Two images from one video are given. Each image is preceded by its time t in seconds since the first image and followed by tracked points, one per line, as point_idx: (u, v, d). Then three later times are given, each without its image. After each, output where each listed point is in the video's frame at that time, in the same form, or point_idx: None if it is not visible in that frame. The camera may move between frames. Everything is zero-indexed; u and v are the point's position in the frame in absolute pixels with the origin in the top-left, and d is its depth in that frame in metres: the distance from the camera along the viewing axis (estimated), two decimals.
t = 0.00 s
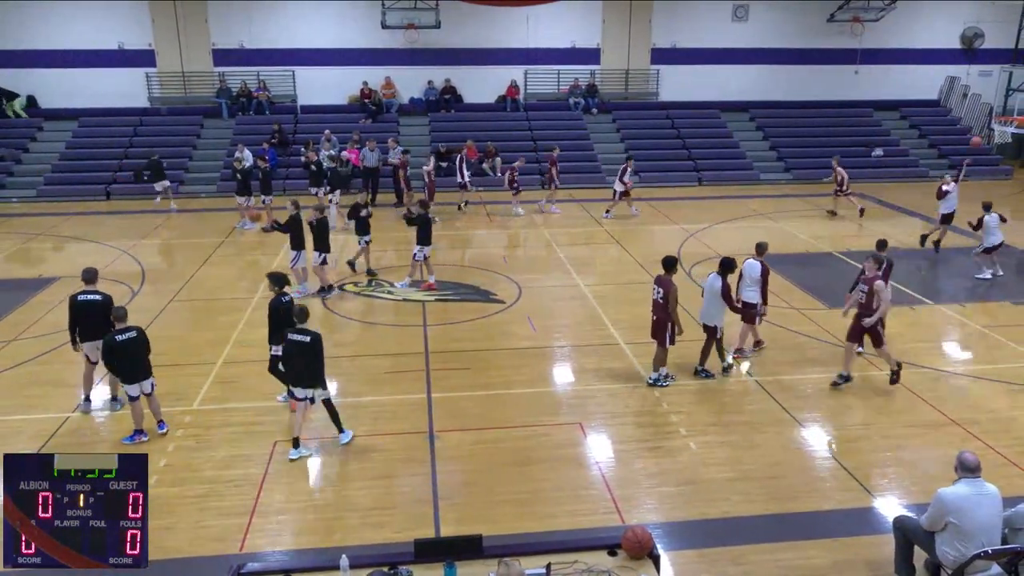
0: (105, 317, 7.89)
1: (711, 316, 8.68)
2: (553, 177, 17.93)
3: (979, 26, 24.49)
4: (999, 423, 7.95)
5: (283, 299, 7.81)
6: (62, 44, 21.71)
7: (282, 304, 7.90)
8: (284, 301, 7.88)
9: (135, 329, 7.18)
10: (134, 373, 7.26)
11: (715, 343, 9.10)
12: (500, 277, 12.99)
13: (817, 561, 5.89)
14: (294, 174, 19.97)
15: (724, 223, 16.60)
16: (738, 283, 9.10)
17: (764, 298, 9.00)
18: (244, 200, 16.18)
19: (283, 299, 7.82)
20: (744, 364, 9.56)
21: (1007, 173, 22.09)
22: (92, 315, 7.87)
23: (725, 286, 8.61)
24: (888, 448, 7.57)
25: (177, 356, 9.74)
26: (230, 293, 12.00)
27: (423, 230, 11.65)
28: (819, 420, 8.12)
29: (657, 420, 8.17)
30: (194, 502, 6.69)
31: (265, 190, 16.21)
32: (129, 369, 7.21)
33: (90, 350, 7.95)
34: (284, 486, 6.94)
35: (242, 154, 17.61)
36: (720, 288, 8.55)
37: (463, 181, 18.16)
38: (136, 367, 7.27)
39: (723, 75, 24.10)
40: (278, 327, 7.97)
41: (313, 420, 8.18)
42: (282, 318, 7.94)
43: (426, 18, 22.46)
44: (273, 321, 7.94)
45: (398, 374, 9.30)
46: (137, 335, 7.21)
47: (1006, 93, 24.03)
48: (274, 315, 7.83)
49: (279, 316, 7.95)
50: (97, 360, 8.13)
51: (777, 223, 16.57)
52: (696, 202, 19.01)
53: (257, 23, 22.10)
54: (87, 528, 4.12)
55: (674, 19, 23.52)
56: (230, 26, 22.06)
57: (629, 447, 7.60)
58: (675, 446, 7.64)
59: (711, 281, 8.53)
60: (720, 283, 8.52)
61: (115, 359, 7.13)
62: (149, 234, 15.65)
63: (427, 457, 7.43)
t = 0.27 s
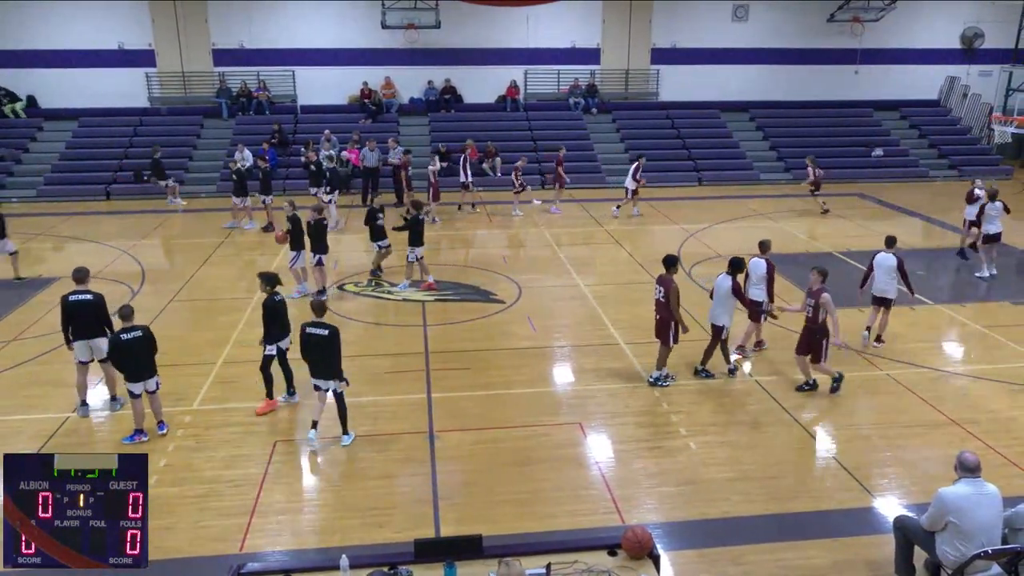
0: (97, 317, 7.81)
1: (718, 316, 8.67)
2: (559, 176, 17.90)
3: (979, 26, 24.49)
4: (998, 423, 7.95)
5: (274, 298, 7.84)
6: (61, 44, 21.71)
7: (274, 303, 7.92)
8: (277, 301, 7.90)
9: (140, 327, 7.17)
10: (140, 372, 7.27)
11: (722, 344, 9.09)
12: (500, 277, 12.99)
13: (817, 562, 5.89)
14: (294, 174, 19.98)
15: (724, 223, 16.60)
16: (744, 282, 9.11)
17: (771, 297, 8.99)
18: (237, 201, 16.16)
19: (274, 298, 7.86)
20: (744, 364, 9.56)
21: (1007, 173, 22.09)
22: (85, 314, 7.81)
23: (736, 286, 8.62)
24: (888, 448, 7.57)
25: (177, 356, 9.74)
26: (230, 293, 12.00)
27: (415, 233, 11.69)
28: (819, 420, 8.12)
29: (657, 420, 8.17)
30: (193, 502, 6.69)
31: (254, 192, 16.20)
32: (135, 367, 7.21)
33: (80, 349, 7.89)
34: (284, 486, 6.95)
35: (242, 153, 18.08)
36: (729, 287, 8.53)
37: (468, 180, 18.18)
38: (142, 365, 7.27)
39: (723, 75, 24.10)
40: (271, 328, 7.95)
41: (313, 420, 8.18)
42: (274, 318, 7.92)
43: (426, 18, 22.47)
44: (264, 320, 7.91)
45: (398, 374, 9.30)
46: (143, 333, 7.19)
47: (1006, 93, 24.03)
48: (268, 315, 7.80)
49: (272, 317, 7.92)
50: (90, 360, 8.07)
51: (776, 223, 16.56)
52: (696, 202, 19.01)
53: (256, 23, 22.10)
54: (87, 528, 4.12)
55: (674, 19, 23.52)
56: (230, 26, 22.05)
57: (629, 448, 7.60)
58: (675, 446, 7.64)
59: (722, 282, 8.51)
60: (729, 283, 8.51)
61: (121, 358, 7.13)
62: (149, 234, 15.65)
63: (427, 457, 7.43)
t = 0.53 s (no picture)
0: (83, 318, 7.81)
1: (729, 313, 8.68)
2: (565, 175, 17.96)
3: (978, 26, 24.50)
4: (998, 423, 7.95)
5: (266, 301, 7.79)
6: (60, 45, 21.70)
7: (263, 307, 7.86)
8: (267, 304, 7.85)
9: (151, 326, 7.18)
10: (146, 371, 7.26)
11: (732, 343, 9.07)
12: (500, 277, 12.99)
13: (817, 562, 5.89)
14: (294, 174, 19.97)
15: (724, 223, 16.60)
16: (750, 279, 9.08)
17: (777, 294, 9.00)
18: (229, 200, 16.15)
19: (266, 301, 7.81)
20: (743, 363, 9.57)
21: (1006, 173, 22.09)
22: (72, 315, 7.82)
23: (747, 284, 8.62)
24: (888, 448, 7.57)
25: (177, 356, 9.74)
26: (230, 293, 12.01)
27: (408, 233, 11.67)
28: (818, 420, 8.13)
29: (657, 420, 8.17)
30: (193, 502, 6.69)
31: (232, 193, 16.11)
32: (140, 364, 7.20)
33: (71, 350, 7.92)
34: (284, 486, 6.95)
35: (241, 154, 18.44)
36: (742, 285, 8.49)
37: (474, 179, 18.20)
38: (150, 363, 7.27)
39: (723, 75, 24.09)
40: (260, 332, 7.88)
41: (313, 420, 8.18)
42: (263, 322, 7.86)
43: (425, 18, 22.47)
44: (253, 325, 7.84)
45: (398, 374, 9.30)
46: (152, 333, 7.20)
47: (1006, 93, 24.04)
48: (258, 318, 7.74)
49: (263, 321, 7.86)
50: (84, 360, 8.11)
51: (776, 224, 16.57)
52: (695, 202, 19.02)
53: (256, 23, 22.09)
54: (88, 528, 4.11)
55: (674, 19, 23.51)
56: (230, 26, 22.05)
57: (629, 448, 7.60)
58: (674, 446, 7.64)
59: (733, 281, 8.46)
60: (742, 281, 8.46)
61: (126, 358, 7.14)
62: (149, 234, 15.66)
63: (427, 457, 7.43)
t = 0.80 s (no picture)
0: (71, 318, 7.84)
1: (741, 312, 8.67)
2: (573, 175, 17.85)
3: (978, 26, 24.52)
4: (998, 423, 7.95)
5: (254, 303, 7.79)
6: (60, 45, 21.70)
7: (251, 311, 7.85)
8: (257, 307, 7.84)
9: (158, 325, 7.19)
10: (153, 370, 7.27)
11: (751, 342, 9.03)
12: (500, 277, 12.99)
13: (816, 562, 5.89)
14: (294, 174, 19.98)
15: (724, 223, 16.61)
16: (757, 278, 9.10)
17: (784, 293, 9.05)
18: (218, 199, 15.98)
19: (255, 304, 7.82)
20: (742, 363, 9.58)
21: (1006, 173, 22.10)
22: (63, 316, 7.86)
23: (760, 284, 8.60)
24: (888, 448, 7.57)
25: (177, 356, 9.74)
26: (231, 293, 12.01)
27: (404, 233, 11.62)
28: (818, 420, 8.13)
29: (657, 420, 8.17)
30: (193, 502, 6.69)
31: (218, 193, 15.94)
32: (145, 364, 7.21)
33: (63, 351, 7.92)
34: (283, 486, 6.95)
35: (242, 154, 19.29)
36: (753, 285, 8.51)
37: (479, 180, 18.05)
38: (155, 363, 7.27)
39: (723, 75, 24.07)
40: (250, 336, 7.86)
41: (313, 420, 8.18)
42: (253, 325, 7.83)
43: (425, 18, 22.46)
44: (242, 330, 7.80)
45: (398, 374, 9.30)
46: (159, 332, 7.21)
47: (1006, 93, 24.05)
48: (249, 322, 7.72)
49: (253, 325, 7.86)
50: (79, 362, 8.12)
51: (776, 224, 16.57)
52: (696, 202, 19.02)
53: (256, 23, 22.09)
54: (88, 528, 4.12)
55: (674, 19, 23.51)
56: (230, 26, 22.05)
57: (628, 447, 7.61)
58: (674, 446, 7.64)
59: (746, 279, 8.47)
60: (754, 280, 8.51)
61: (132, 354, 7.15)
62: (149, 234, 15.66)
63: (427, 457, 7.43)
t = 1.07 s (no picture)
0: (69, 318, 7.87)
1: (761, 315, 8.61)
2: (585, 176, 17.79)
3: (982, 26, 24.48)
4: (1001, 424, 7.94)
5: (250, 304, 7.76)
6: (63, 45, 21.73)
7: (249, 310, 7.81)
8: (252, 307, 7.81)
9: (164, 325, 7.19)
10: (158, 369, 7.29)
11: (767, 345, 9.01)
12: (502, 277, 12.99)
13: (818, 562, 5.89)
14: (296, 174, 19.99)
15: (726, 223, 16.59)
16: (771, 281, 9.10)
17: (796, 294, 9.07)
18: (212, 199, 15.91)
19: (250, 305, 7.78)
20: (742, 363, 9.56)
21: (1010, 173, 22.06)
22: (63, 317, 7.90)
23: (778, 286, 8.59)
24: (890, 448, 7.57)
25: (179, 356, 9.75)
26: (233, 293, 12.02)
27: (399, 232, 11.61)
28: (820, 420, 8.12)
29: (658, 420, 8.17)
30: (195, 502, 6.70)
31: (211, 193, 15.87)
32: (147, 363, 7.21)
33: (62, 350, 7.96)
34: (285, 485, 6.96)
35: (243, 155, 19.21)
36: (773, 289, 8.46)
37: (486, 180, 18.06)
38: (156, 363, 7.27)
39: (726, 75, 24.05)
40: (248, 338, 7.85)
41: (315, 420, 8.19)
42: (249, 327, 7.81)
43: (428, 18, 22.46)
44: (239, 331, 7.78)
45: (400, 374, 9.31)
46: (164, 331, 7.21)
47: (1009, 93, 24.01)
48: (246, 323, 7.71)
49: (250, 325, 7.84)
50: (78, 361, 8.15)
51: (778, 224, 16.55)
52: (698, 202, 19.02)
53: (259, 23, 22.11)
54: (88, 528, 4.13)
55: (677, 19, 23.49)
56: (232, 26, 22.06)
57: (630, 448, 7.60)
58: (676, 446, 7.63)
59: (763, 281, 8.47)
60: (772, 284, 8.46)
61: (137, 353, 7.16)
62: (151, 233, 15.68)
63: (428, 456, 7.43)
